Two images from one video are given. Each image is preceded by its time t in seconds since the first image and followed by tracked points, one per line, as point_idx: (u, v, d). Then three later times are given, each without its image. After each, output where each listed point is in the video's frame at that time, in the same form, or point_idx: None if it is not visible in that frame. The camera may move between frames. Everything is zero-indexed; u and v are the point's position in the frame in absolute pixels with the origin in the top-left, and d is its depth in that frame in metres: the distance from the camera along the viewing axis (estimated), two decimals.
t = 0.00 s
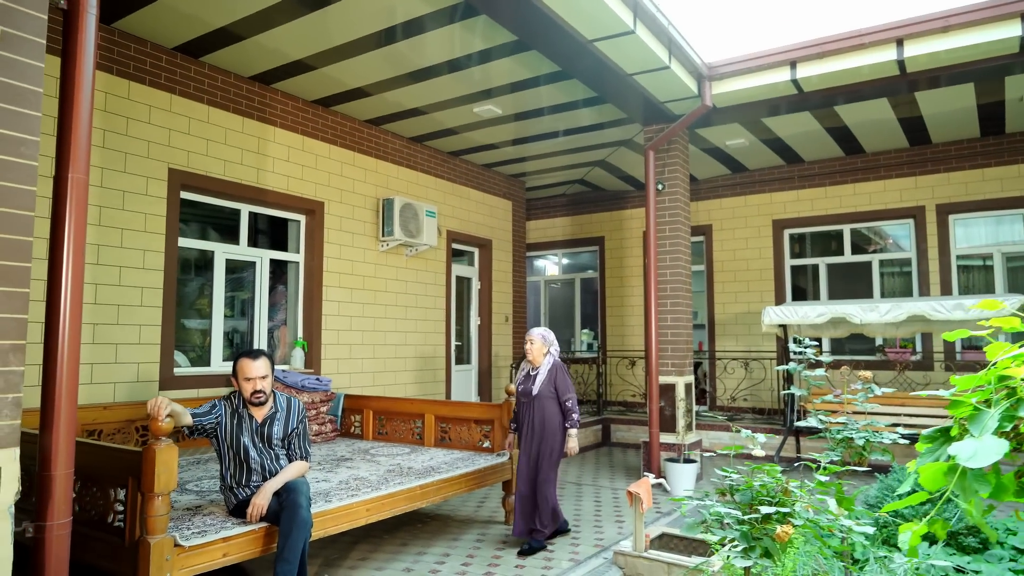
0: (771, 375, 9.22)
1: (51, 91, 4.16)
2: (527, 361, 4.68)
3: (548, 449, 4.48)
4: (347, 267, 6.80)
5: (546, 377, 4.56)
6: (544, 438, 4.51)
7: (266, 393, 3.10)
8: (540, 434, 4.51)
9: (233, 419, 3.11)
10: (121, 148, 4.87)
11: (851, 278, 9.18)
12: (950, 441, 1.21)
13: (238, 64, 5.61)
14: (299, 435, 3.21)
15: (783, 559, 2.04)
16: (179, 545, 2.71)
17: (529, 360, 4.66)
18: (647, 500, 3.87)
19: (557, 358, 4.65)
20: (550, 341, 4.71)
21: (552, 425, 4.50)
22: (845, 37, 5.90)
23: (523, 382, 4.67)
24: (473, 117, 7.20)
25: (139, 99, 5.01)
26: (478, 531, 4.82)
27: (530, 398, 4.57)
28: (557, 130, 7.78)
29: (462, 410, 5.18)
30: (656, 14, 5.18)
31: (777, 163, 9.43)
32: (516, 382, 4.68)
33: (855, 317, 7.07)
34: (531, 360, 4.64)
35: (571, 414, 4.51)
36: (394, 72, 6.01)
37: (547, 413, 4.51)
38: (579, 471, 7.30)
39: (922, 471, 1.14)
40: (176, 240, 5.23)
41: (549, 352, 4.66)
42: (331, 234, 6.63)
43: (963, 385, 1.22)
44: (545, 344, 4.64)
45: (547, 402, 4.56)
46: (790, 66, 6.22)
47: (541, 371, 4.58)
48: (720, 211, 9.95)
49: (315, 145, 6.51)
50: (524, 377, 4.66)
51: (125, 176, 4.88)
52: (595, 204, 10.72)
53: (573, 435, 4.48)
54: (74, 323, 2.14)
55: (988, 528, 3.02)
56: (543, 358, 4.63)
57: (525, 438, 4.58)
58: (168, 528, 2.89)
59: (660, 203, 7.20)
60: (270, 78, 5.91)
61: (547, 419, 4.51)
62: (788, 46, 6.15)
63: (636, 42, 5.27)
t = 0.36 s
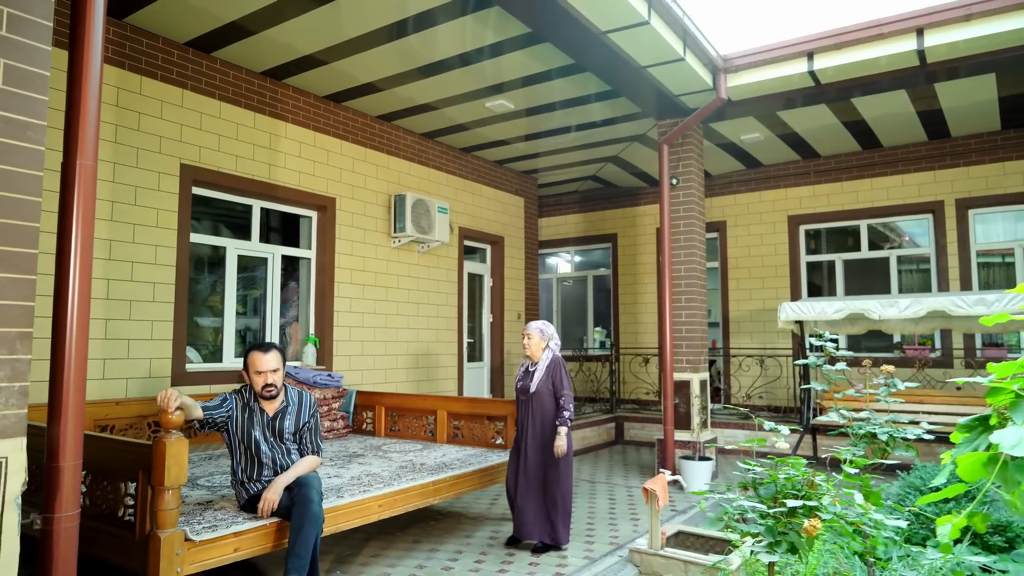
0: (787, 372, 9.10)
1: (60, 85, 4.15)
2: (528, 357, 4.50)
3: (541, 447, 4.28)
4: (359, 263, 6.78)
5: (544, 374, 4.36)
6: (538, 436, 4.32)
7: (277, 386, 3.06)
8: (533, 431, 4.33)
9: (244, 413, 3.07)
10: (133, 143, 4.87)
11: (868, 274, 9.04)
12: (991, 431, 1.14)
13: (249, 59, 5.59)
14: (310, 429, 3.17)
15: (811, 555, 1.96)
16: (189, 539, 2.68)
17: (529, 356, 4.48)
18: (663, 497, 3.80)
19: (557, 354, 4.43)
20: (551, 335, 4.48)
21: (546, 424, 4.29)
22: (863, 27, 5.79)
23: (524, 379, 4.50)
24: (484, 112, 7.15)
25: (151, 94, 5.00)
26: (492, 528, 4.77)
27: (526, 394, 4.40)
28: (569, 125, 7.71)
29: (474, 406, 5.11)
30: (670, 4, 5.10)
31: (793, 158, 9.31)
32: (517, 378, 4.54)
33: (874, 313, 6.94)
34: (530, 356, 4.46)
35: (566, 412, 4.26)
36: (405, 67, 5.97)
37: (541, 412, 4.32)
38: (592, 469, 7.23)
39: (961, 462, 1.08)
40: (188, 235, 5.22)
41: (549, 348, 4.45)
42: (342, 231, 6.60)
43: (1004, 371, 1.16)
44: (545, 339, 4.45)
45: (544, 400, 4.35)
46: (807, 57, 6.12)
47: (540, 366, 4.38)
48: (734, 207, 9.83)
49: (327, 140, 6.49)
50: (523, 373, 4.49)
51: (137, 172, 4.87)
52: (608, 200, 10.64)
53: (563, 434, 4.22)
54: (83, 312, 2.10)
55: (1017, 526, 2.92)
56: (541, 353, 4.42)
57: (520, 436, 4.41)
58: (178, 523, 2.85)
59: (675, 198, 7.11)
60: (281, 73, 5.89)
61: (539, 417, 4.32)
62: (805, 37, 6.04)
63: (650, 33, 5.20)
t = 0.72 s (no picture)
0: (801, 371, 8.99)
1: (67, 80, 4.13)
2: (515, 355, 4.33)
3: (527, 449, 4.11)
4: (370, 261, 6.75)
5: (533, 373, 4.18)
6: (525, 437, 4.14)
7: (287, 381, 3.02)
8: (521, 432, 4.15)
9: (254, 408, 3.03)
10: (144, 139, 4.86)
11: (883, 270, 8.92)
12: None
13: (259, 56, 5.57)
14: (320, 424, 3.14)
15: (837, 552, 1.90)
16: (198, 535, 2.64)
17: (517, 354, 4.31)
18: (678, 495, 3.72)
19: (545, 352, 4.28)
20: (539, 332, 4.32)
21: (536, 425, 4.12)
22: (880, 18, 5.69)
23: (510, 378, 4.30)
24: (495, 108, 7.10)
25: (161, 90, 4.99)
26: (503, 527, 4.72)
27: (512, 394, 4.22)
28: (580, 121, 7.65)
29: (485, 403, 5.06)
30: None
31: (807, 154, 9.19)
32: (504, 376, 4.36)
33: (891, 309, 6.83)
34: (519, 354, 4.28)
35: (556, 413, 4.11)
36: (415, 62, 5.94)
37: (531, 413, 4.14)
38: (604, 468, 7.17)
39: (998, 452, 1.02)
40: (198, 232, 5.20)
41: (538, 346, 4.29)
42: (353, 228, 6.57)
43: None
44: (533, 336, 4.28)
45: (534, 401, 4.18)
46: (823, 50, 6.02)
47: (529, 365, 4.21)
48: (748, 204, 9.73)
49: (337, 137, 6.47)
50: (510, 372, 4.31)
51: (147, 168, 4.86)
52: (619, 197, 10.57)
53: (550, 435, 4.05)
54: (90, 302, 2.07)
55: None
56: (530, 351, 4.26)
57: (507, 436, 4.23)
58: (188, 519, 2.83)
59: (688, 194, 7.03)
60: (291, 69, 5.87)
61: (527, 418, 4.14)
62: (821, 29, 5.94)
63: (662, 26, 5.13)
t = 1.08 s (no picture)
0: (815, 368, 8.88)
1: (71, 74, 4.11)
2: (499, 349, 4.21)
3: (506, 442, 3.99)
4: (380, 257, 6.72)
5: (518, 365, 4.07)
6: (506, 429, 4.03)
7: (295, 375, 2.98)
8: (501, 424, 4.04)
9: (262, 403, 3.00)
10: (153, 135, 4.85)
11: (898, 267, 8.79)
12: None
13: (268, 51, 5.55)
14: (329, 420, 3.11)
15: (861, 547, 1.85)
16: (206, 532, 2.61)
17: (501, 347, 4.18)
18: (691, 493, 3.66)
19: (530, 344, 4.17)
20: (524, 326, 4.18)
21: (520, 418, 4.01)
22: (896, 9, 5.59)
23: (495, 371, 4.19)
24: (505, 104, 7.05)
25: (171, 86, 4.97)
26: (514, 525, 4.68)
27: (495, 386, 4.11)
28: (590, 117, 7.58)
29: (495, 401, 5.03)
30: None
31: (820, 150, 9.08)
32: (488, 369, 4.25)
33: (907, 305, 6.72)
34: (503, 347, 4.15)
35: (541, 405, 4.00)
36: (424, 58, 5.89)
37: (516, 405, 4.03)
38: (615, 466, 7.11)
39: None
40: (208, 228, 5.19)
41: (523, 339, 4.17)
42: (362, 224, 6.55)
43: None
44: (518, 329, 4.15)
45: (519, 393, 4.07)
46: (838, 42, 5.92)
47: (514, 358, 4.09)
48: (760, 200, 9.62)
49: (346, 133, 6.44)
50: (494, 364, 4.21)
51: (156, 164, 4.85)
52: (630, 194, 10.49)
53: (530, 428, 3.94)
54: (95, 294, 2.03)
55: None
56: (515, 344, 4.14)
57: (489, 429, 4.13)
58: (195, 515, 2.79)
59: (700, 189, 6.95)
60: (300, 65, 5.84)
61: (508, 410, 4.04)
62: (835, 21, 5.85)
63: (674, 18, 5.05)
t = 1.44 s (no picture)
0: (829, 367, 8.76)
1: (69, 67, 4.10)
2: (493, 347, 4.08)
3: (500, 443, 3.88)
4: (389, 255, 6.68)
5: (515, 365, 3.96)
6: (500, 431, 3.91)
7: (302, 371, 2.94)
8: (495, 425, 3.93)
9: (269, 399, 2.95)
10: (161, 131, 4.82)
11: (914, 264, 8.65)
12: None
13: (276, 47, 5.52)
14: (336, 417, 3.07)
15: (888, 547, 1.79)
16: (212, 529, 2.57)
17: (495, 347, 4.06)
18: (705, 492, 3.58)
19: (527, 343, 4.07)
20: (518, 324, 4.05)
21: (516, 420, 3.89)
22: None
23: (489, 371, 4.06)
24: (514, 100, 6.99)
25: (178, 82, 4.95)
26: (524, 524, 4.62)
27: (489, 386, 4.01)
28: (600, 113, 7.51)
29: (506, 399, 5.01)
30: None
31: (834, 145, 8.95)
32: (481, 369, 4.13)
33: (924, 302, 6.59)
34: (497, 346, 4.02)
35: (539, 407, 3.91)
36: (432, 53, 5.84)
37: (514, 407, 3.93)
38: (626, 465, 7.03)
39: None
40: (216, 225, 5.17)
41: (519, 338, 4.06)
42: (371, 221, 6.51)
43: None
44: (513, 327, 4.02)
45: (516, 394, 3.97)
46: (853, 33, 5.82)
47: (510, 357, 3.98)
48: (772, 197, 9.51)
49: (355, 130, 6.40)
50: (487, 364, 4.09)
51: (164, 160, 4.83)
52: (641, 191, 10.40)
53: (527, 429, 3.84)
54: (96, 285, 1.98)
55: None
56: (510, 343, 4.02)
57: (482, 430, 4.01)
58: (201, 511, 2.75)
59: (712, 184, 6.85)
60: (308, 61, 5.81)
61: (503, 410, 3.93)
62: (850, 11, 5.75)
63: (686, 9, 4.98)
